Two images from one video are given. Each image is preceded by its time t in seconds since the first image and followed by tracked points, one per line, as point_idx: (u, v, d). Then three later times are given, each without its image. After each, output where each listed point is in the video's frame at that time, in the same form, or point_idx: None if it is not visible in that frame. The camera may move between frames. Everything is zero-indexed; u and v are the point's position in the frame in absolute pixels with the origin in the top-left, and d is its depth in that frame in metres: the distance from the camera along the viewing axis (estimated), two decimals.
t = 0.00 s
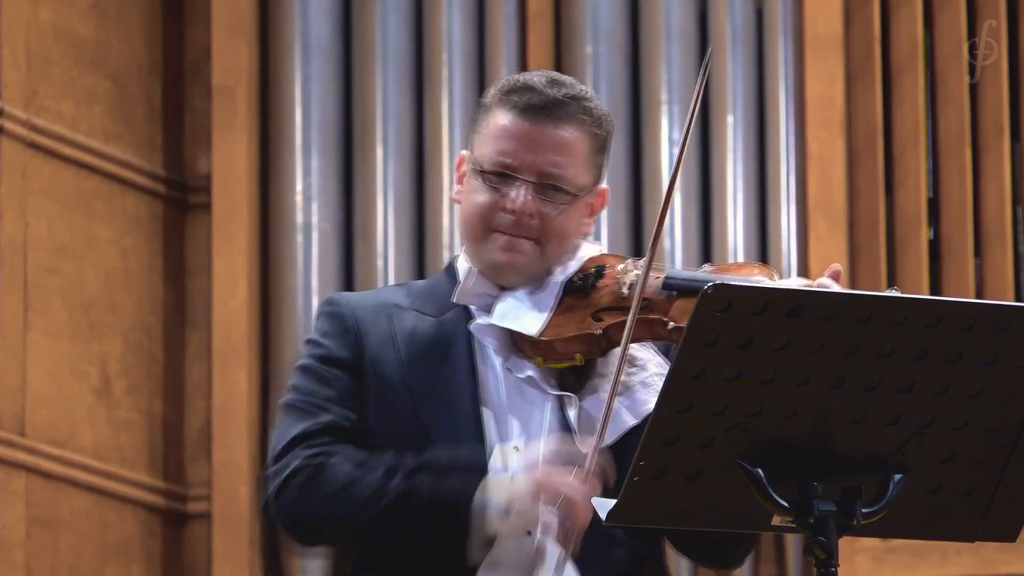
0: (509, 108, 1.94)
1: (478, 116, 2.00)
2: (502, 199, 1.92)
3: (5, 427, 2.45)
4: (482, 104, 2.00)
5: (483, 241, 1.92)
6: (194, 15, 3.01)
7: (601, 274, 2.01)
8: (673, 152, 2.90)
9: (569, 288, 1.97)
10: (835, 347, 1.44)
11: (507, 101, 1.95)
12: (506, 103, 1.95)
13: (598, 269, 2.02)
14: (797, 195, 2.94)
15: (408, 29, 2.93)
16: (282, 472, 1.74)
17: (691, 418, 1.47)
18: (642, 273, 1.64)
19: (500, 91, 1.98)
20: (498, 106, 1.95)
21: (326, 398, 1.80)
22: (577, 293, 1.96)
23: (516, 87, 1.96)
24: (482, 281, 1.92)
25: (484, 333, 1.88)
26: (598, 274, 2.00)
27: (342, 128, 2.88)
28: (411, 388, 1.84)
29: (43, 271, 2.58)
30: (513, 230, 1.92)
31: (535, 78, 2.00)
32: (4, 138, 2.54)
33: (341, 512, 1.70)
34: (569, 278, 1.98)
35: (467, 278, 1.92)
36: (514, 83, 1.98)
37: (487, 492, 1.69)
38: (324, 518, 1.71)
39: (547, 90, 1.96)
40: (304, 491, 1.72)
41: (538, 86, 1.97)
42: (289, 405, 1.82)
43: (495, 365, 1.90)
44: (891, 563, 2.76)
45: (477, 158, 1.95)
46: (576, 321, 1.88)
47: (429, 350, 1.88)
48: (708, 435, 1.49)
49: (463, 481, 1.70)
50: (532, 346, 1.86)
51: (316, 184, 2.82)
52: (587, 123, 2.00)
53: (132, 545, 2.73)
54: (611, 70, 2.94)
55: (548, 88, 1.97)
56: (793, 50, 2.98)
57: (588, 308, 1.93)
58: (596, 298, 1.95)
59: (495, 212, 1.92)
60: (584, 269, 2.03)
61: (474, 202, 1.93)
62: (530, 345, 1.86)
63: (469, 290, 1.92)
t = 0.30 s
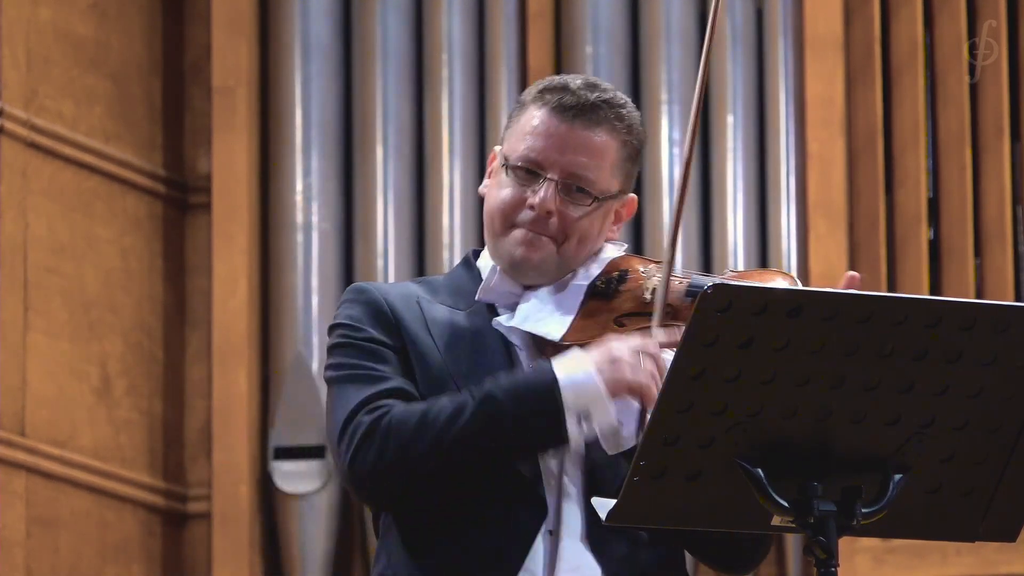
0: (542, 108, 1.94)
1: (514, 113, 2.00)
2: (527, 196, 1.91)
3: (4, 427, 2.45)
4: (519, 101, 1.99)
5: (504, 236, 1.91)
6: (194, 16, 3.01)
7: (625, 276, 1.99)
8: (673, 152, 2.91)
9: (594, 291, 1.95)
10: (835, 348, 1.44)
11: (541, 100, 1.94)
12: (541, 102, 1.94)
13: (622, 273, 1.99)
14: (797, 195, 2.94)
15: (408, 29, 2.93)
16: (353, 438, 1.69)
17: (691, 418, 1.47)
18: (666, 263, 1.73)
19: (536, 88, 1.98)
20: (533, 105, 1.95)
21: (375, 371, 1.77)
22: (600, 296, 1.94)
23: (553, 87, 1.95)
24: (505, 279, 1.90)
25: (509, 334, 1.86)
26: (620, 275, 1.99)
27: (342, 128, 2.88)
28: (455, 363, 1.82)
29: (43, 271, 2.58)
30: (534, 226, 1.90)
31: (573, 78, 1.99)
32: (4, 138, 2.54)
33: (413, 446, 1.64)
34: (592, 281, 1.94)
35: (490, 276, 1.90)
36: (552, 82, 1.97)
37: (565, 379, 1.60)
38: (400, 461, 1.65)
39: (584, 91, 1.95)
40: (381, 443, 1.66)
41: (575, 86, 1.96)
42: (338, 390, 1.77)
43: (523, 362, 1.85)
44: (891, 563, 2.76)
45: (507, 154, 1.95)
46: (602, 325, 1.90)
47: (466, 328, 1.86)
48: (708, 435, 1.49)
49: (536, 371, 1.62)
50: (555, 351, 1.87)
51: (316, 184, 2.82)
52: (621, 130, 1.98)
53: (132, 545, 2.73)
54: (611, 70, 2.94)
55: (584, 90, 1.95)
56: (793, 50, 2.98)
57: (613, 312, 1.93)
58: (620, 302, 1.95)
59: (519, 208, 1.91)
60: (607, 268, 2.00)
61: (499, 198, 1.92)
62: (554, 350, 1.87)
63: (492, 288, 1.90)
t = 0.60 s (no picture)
0: (601, 105, 1.95)
1: (565, 108, 2.01)
2: (581, 189, 1.91)
3: (4, 427, 2.45)
4: (573, 99, 2.00)
5: (555, 227, 1.91)
6: (194, 16, 3.02)
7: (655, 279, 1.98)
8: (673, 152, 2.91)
9: (626, 288, 1.95)
10: (835, 348, 1.44)
11: (600, 98, 1.96)
12: (602, 101, 1.96)
13: (653, 276, 1.99)
14: (796, 194, 2.94)
15: (409, 30, 2.93)
16: (346, 476, 1.66)
17: (691, 418, 1.47)
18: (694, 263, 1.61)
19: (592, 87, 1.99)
20: (591, 102, 1.97)
21: (383, 394, 1.74)
22: (631, 294, 1.94)
23: (614, 88, 1.97)
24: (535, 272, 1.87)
25: (534, 324, 1.86)
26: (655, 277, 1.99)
27: (343, 128, 2.88)
28: (472, 371, 1.79)
29: (43, 270, 2.58)
30: (587, 219, 1.90)
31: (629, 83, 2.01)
32: (4, 138, 2.54)
33: (404, 506, 1.63)
34: (622, 280, 1.94)
35: (521, 267, 1.87)
36: (611, 84, 1.99)
37: (558, 491, 1.64)
38: (387, 516, 1.63)
39: (645, 96, 1.97)
40: (373, 493, 1.63)
41: (633, 89, 1.98)
42: (338, 407, 1.74)
43: (542, 357, 1.86)
44: (891, 563, 2.76)
45: (561, 147, 1.95)
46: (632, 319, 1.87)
47: (483, 334, 1.84)
48: (708, 435, 1.49)
49: (532, 482, 1.65)
50: (582, 343, 1.84)
51: (316, 184, 2.82)
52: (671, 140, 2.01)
53: (132, 545, 2.73)
54: (611, 70, 2.94)
55: (643, 93, 1.97)
56: (793, 50, 2.98)
57: (644, 308, 1.90)
58: (652, 300, 1.93)
59: (573, 200, 1.90)
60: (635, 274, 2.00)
61: (552, 189, 1.92)
62: (580, 342, 1.83)
63: (521, 281, 1.87)
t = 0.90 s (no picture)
0: (583, 104, 1.98)
1: (544, 106, 2.02)
2: (564, 189, 1.93)
3: (4, 427, 2.46)
4: (554, 97, 2.01)
5: (538, 226, 1.93)
6: (194, 16, 3.01)
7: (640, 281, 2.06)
8: (673, 152, 2.91)
9: (609, 289, 2.02)
10: (835, 348, 1.44)
11: (582, 97, 1.98)
12: (585, 100, 1.98)
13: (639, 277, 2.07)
14: (796, 194, 2.94)
15: (409, 30, 2.93)
16: (303, 485, 1.72)
17: (691, 418, 1.47)
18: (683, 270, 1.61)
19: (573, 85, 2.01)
20: (572, 101, 1.98)
21: (356, 400, 1.78)
22: (613, 296, 2.01)
23: (596, 87, 1.99)
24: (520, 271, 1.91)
25: (518, 322, 1.91)
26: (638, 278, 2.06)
27: (343, 129, 2.88)
28: (458, 371, 1.83)
29: (43, 270, 2.58)
30: (570, 220, 1.93)
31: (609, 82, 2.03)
32: (4, 138, 2.54)
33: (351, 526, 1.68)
34: (606, 282, 2.00)
35: (506, 266, 1.90)
36: (592, 83, 2.01)
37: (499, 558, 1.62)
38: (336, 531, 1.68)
39: (628, 95, 2.00)
40: (327, 505, 1.69)
41: (614, 87, 2.00)
42: (314, 405, 1.79)
43: (524, 353, 1.91)
44: (891, 563, 2.76)
45: (542, 145, 1.97)
46: (616, 323, 1.94)
47: (464, 335, 1.87)
48: (708, 435, 1.49)
49: (486, 538, 1.65)
50: (565, 344, 1.90)
51: (316, 184, 2.83)
52: (650, 137, 2.04)
53: (132, 545, 2.73)
54: (612, 70, 2.94)
55: (624, 92, 2.00)
56: (793, 50, 2.98)
57: (629, 312, 1.98)
58: (635, 303, 2.00)
59: (555, 201, 1.93)
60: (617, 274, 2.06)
61: (534, 188, 1.94)
62: (565, 343, 1.90)
63: (504, 279, 1.91)
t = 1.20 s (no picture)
0: (507, 89, 1.79)
1: (466, 93, 1.83)
2: (494, 179, 1.75)
3: (5, 427, 2.46)
4: (474, 83, 1.82)
5: (469, 219, 1.75)
6: (194, 15, 3.01)
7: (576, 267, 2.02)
8: (673, 152, 2.91)
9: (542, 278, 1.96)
10: (835, 348, 1.44)
11: (506, 83, 1.79)
12: (511, 86, 1.79)
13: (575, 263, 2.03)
14: (796, 194, 2.94)
15: (409, 30, 2.93)
16: (235, 510, 1.49)
17: (691, 418, 1.47)
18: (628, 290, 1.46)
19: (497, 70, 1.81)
20: (496, 87, 1.80)
21: (297, 412, 1.54)
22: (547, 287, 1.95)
23: (522, 72, 1.80)
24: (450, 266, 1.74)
25: (456, 315, 1.75)
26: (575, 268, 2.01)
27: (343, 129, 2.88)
28: (401, 374, 1.63)
29: (43, 270, 2.58)
30: (502, 212, 1.76)
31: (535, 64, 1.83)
32: (4, 138, 2.54)
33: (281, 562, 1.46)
34: (540, 270, 1.93)
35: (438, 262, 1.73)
36: (517, 68, 1.81)
37: None
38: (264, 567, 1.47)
39: (554, 78, 1.81)
40: (254, 536, 1.47)
41: (539, 71, 1.81)
42: (243, 415, 1.55)
43: (462, 344, 1.74)
44: (891, 563, 2.76)
45: (468, 134, 1.78)
46: (550, 318, 1.88)
47: (404, 330, 1.68)
48: (708, 435, 1.49)
49: None
50: (502, 334, 1.76)
51: (316, 184, 2.83)
52: (581, 124, 1.85)
53: (132, 545, 2.72)
54: (612, 70, 2.93)
55: (550, 76, 1.80)
56: (793, 50, 2.98)
57: (562, 303, 1.95)
58: (568, 293, 1.97)
59: (486, 191, 1.75)
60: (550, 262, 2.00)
61: (462, 179, 1.76)
62: (503, 333, 1.76)
63: (439, 274, 1.73)
